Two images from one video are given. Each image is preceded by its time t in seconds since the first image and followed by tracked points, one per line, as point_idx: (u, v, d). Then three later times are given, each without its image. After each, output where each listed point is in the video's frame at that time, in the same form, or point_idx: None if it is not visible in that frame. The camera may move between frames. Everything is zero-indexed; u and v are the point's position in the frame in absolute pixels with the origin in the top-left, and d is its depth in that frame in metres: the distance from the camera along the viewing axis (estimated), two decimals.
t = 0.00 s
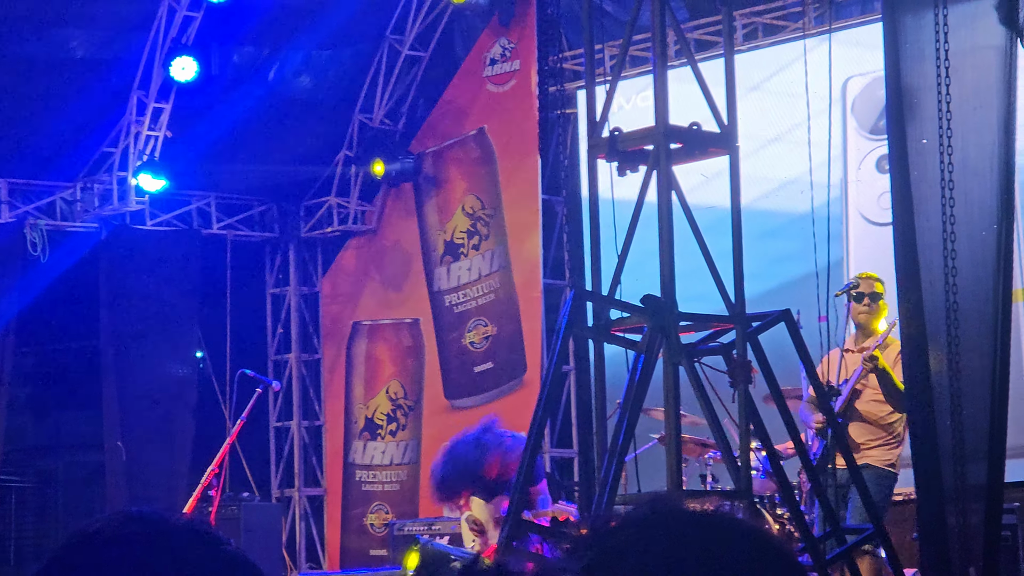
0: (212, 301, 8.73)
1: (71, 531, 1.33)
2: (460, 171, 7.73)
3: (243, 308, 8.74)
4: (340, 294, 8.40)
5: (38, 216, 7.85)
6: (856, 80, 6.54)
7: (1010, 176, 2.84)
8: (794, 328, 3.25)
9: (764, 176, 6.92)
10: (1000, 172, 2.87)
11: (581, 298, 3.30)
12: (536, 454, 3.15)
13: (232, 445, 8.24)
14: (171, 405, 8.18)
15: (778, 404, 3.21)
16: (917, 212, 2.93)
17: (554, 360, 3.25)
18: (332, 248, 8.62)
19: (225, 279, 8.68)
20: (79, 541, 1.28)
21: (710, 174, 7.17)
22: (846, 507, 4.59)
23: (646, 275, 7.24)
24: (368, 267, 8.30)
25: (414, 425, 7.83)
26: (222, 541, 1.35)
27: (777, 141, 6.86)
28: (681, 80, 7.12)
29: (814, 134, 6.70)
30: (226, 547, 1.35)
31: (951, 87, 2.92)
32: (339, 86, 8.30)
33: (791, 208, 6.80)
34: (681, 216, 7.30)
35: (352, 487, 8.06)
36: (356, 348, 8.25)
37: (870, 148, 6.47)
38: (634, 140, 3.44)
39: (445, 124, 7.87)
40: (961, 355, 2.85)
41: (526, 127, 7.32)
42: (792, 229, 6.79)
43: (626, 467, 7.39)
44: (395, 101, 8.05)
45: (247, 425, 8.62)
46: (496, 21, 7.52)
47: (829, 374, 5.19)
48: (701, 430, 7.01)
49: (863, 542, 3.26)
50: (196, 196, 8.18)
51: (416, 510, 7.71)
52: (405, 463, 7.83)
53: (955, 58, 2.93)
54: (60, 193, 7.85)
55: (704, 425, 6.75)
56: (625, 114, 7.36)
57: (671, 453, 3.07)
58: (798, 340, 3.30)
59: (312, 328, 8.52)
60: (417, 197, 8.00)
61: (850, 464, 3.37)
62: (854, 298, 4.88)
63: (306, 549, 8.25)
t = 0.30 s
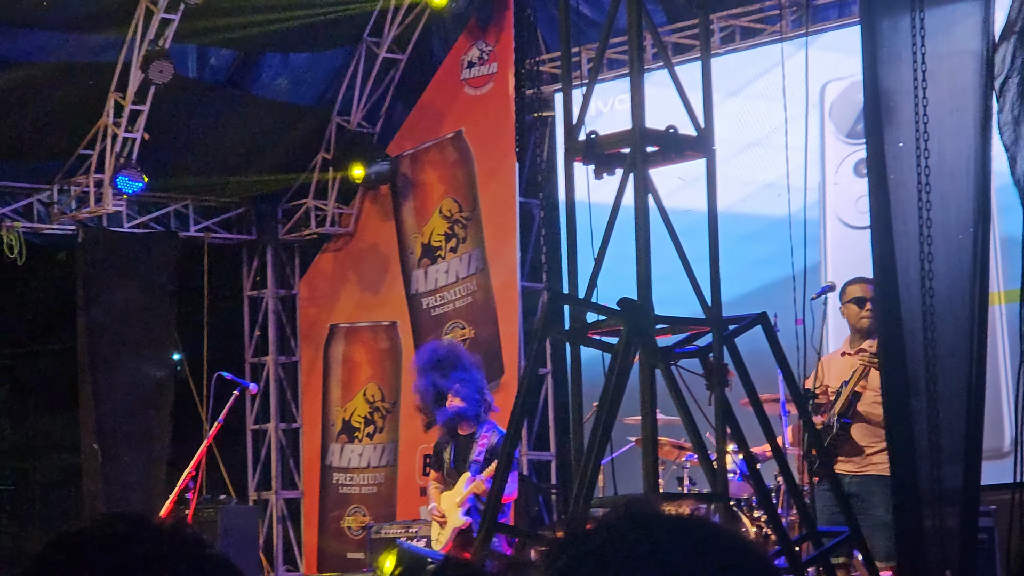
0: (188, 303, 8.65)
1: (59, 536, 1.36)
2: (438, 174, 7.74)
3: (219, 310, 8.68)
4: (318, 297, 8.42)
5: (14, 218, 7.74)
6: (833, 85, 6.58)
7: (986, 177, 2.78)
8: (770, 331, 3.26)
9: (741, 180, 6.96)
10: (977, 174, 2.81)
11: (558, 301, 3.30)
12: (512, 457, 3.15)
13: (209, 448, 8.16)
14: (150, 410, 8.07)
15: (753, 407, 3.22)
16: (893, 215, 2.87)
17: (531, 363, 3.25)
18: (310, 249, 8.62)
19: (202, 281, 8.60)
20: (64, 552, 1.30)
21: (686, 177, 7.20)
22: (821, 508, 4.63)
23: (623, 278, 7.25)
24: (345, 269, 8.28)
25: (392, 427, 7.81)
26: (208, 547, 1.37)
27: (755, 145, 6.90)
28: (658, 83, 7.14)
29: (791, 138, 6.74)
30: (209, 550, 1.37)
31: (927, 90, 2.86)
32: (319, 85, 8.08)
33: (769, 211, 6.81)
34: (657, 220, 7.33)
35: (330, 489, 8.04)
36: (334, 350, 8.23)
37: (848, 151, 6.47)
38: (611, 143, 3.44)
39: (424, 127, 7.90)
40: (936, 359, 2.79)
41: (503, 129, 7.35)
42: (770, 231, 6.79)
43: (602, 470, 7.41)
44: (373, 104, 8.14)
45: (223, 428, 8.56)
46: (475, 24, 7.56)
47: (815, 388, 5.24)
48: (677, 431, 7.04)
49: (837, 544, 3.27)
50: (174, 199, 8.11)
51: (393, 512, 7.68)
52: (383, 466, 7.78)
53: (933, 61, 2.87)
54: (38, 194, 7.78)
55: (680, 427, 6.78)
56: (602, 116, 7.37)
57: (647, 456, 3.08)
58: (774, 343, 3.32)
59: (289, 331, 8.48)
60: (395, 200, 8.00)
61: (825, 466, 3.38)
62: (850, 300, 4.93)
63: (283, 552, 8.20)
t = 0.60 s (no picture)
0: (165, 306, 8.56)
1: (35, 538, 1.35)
2: (415, 176, 7.73)
3: (197, 313, 8.62)
4: (296, 299, 8.38)
5: None
6: (811, 92, 6.63)
7: (963, 180, 2.74)
8: (747, 335, 3.27)
9: (719, 183, 6.99)
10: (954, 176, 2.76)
11: (535, 304, 3.30)
12: (488, 461, 3.14)
13: (186, 451, 8.08)
14: (124, 413, 7.92)
15: (730, 410, 3.22)
16: (869, 219, 2.84)
17: (509, 367, 3.24)
18: (287, 252, 8.60)
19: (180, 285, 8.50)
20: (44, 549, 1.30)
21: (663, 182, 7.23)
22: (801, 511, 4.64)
23: (600, 281, 7.27)
24: (323, 272, 8.25)
25: (369, 430, 7.78)
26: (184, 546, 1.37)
27: (732, 150, 6.94)
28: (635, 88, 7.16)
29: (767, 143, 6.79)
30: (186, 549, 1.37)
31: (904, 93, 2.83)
32: (296, 90, 8.20)
33: (746, 216, 6.84)
34: (634, 224, 7.36)
35: (307, 492, 8.00)
36: (312, 353, 8.21)
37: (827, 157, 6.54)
38: (589, 146, 3.44)
39: (401, 130, 7.89)
40: (913, 362, 2.75)
41: (480, 132, 7.38)
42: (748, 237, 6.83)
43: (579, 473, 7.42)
44: (351, 107, 8.11)
45: (200, 430, 8.49)
46: (452, 27, 7.57)
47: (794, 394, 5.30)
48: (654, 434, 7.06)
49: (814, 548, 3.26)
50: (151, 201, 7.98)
51: (371, 515, 7.64)
52: (360, 468, 7.74)
53: (910, 65, 2.84)
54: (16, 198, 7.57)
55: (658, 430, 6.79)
56: (579, 119, 7.40)
57: (624, 459, 3.08)
58: (750, 347, 3.32)
59: (267, 334, 8.42)
60: (372, 203, 7.99)
61: (802, 469, 3.39)
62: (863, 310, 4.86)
63: (260, 555, 8.14)
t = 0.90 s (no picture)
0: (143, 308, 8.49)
1: (15, 542, 1.29)
2: (394, 178, 7.71)
3: (177, 317, 8.51)
4: (273, 302, 8.29)
5: None
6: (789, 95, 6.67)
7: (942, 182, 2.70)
8: (725, 337, 3.29)
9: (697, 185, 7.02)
10: (933, 178, 2.73)
11: (513, 306, 3.30)
12: (467, 462, 3.14)
13: (164, 454, 8.01)
14: (101, 409, 7.99)
15: (707, 412, 3.24)
16: (847, 221, 2.81)
17: (487, 368, 3.24)
18: (266, 254, 8.42)
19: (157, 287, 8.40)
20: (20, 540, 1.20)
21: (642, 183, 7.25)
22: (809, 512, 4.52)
23: (580, 282, 7.28)
24: (301, 274, 8.19)
25: (348, 432, 7.78)
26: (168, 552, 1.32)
27: (710, 153, 6.98)
28: (614, 90, 7.19)
29: (744, 146, 6.84)
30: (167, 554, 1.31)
31: (882, 95, 2.79)
32: (274, 92, 8.26)
33: (725, 220, 6.88)
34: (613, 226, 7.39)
35: (285, 494, 7.95)
36: (290, 355, 8.14)
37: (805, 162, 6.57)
38: (567, 148, 3.45)
39: (380, 131, 7.86)
40: (891, 364, 2.73)
41: (460, 134, 7.38)
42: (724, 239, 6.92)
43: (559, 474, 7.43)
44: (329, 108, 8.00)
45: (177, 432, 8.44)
46: (431, 29, 7.56)
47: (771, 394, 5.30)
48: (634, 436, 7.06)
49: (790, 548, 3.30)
50: (129, 203, 7.86)
51: (351, 516, 7.66)
52: (339, 470, 7.75)
53: (888, 66, 2.79)
54: None
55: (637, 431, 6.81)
56: (558, 121, 7.42)
57: (602, 461, 3.09)
58: (729, 349, 3.33)
59: (245, 335, 8.35)
60: (351, 204, 7.95)
61: (779, 470, 3.42)
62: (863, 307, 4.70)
63: (238, 557, 8.11)
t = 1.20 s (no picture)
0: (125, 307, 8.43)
1: (19, 546, 1.30)
2: (377, 177, 7.70)
3: (159, 316, 8.45)
4: (256, 301, 8.27)
5: None
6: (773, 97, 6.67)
7: (922, 184, 2.71)
8: (708, 337, 3.29)
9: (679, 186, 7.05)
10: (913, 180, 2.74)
11: (497, 305, 3.30)
12: (450, 462, 3.14)
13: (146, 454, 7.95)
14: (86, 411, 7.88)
15: (690, 412, 3.25)
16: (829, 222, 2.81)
17: (469, 367, 3.24)
18: (249, 254, 8.40)
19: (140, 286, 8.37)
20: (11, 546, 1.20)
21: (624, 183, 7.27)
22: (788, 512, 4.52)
23: (563, 283, 7.30)
24: (284, 274, 8.17)
25: (331, 432, 7.75)
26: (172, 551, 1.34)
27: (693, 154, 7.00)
28: (597, 91, 7.22)
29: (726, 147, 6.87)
30: (165, 553, 1.33)
31: (864, 98, 2.80)
32: (255, 94, 8.03)
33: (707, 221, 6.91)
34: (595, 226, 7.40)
35: (267, 494, 7.93)
36: (273, 354, 8.12)
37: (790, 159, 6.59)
38: (550, 148, 3.45)
39: (363, 132, 7.85)
40: (872, 365, 2.72)
41: (442, 133, 7.37)
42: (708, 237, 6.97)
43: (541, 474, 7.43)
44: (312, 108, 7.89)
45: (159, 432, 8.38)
46: (414, 29, 7.55)
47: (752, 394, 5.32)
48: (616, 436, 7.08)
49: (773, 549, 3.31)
50: (111, 203, 8.03)
51: (332, 516, 7.62)
52: (321, 470, 7.72)
53: (872, 69, 2.80)
54: None
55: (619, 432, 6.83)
56: (542, 121, 7.44)
57: (584, 460, 3.09)
58: (711, 349, 3.34)
59: (227, 335, 8.32)
60: (334, 204, 7.94)
61: (761, 470, 3.42)
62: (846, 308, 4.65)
63: (220, 557, 8.06)
